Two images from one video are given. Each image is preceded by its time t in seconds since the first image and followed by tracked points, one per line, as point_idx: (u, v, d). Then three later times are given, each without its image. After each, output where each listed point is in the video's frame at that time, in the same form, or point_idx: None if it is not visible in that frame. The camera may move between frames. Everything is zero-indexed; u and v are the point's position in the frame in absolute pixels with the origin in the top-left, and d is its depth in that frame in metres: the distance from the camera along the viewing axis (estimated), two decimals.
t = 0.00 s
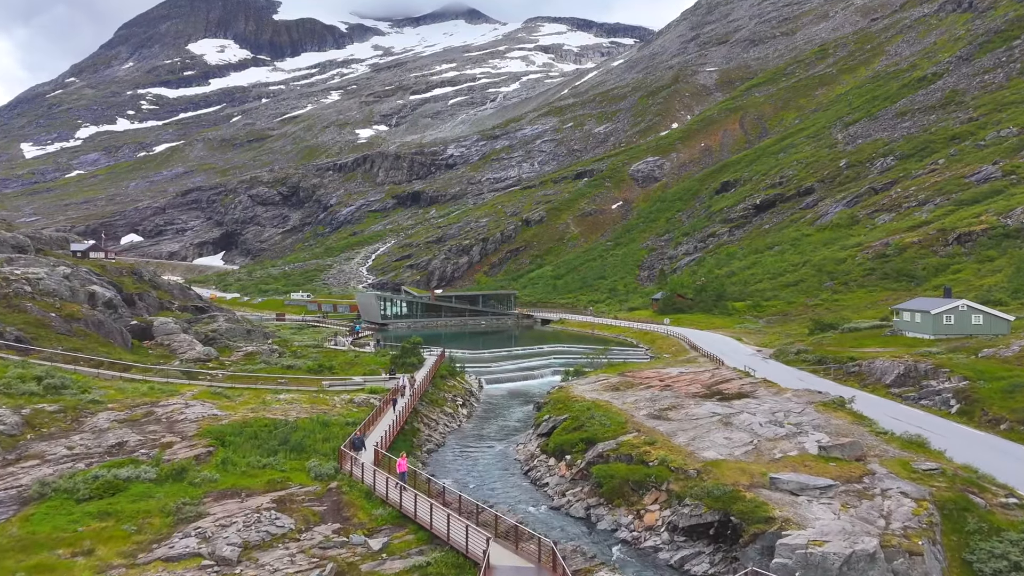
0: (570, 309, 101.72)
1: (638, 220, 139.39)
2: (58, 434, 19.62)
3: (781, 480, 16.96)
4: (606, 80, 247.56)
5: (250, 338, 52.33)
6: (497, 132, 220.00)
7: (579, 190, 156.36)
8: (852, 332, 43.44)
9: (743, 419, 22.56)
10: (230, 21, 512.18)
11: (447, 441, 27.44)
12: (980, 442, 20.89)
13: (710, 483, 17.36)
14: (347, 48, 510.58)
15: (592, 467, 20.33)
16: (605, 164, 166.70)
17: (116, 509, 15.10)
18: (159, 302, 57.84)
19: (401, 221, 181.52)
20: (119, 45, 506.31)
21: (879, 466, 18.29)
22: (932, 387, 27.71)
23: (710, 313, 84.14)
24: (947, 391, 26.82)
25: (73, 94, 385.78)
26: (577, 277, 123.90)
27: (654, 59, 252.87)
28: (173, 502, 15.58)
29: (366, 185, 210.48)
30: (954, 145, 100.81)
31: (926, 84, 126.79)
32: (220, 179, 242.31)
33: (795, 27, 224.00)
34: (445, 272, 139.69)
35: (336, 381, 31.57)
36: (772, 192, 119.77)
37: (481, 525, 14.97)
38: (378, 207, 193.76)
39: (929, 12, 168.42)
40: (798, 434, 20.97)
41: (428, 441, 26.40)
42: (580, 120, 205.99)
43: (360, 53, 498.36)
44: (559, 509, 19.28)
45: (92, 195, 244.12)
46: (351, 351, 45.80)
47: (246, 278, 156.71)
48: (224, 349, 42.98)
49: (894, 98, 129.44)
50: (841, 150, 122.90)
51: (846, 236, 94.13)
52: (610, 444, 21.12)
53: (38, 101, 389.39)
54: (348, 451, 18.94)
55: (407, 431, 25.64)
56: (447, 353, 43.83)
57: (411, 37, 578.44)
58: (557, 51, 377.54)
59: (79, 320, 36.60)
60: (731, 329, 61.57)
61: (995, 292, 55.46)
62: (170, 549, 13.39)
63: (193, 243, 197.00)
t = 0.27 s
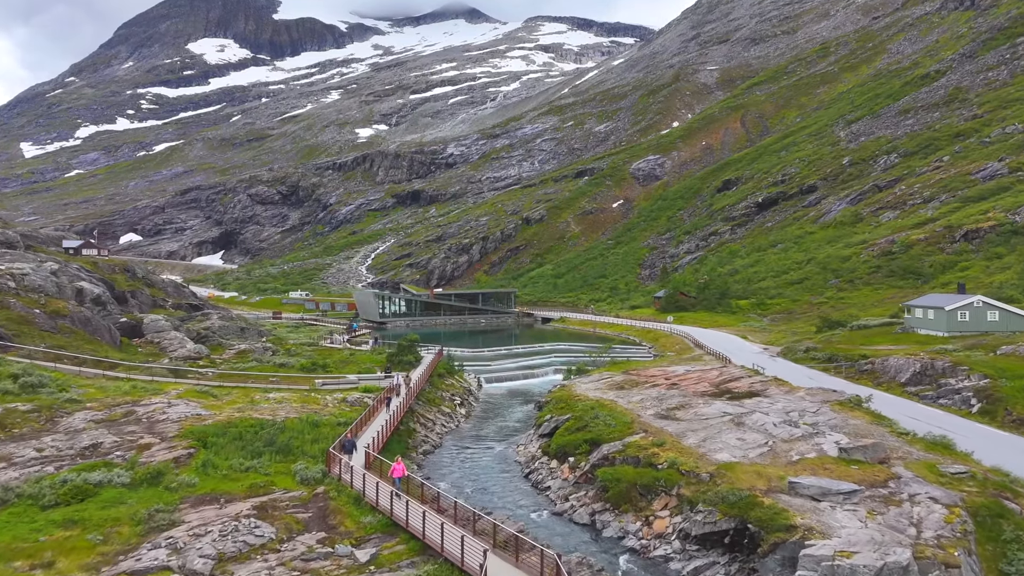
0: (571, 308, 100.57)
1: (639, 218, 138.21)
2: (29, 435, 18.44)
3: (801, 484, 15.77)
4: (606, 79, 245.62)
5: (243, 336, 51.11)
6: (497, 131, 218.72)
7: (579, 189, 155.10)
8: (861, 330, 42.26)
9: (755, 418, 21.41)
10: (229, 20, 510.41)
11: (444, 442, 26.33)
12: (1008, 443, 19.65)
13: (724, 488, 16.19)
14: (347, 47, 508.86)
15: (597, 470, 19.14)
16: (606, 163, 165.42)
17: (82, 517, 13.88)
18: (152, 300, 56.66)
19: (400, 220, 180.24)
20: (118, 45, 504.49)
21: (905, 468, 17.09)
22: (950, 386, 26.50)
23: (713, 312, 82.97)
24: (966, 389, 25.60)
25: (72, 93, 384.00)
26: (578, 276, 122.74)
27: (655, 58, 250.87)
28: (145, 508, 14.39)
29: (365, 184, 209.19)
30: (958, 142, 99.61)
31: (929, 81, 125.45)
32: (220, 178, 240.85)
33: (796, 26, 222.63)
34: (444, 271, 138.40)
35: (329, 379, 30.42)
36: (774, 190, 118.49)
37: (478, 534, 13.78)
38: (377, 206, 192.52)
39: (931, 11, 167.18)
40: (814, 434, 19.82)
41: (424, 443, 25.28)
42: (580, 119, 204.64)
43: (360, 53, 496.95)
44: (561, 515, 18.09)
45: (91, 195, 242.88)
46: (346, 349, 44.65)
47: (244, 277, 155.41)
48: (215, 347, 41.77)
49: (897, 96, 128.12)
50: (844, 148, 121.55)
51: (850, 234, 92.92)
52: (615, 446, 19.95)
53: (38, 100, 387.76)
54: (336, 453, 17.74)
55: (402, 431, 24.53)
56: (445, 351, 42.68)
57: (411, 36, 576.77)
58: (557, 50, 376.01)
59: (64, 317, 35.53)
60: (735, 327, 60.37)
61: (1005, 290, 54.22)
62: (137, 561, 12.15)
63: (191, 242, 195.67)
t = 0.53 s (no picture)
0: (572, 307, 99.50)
1: (640, 217, 137.07)
2: None
3: (823, 491, 14.59)
4: (606, 79, 243.49)
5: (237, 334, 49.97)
6: (497, 130, 217.41)
7: (580, 187, 153.88)
8: (871, 327, 41.06)
9: (770, 419, 20.22)
10: (230, 20, 508.72)
11: (440, 444, 25.18)
12: None
13: (740, 494, 15.00)
14: (347, 47, 507.10)
15: (601, 474, 17.99)
16: (607, 162, 164.21)
17: (41, 527, 12.67)
18: (145, 298, 55.57)
19: (400, 219, 178.99)
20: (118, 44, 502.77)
21: (932, 473, 15.88)
22: (969, 386, 25.28)
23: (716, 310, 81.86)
24: (987, 389, 24.38)
25: (72, 93, 382.51)
26: (579, 274, 121.64)
27: (655, 57, 248.96)
28: (110, 518, 13.22)
29: (365, 183, 208.02)
30: (963, 140, 98.32)
31: (932, 79, 124.14)
32: (219, 177, 239.56)
33: (797, 25, 221.10)
34: (444, 270, 137.22)
35: (322, 378, 29.26)
36: (776, 188, 117.27)
37: (474, 546, 12.54)
38: (377, 205, 191.37)
39: (933, 9, 165.75)
40: (833, 436, 18.61)
41: (419, 445, 24.17)
42: (580, 118, 203.30)
43: (360, 52, 495.12)
44: (563, 522, 16.98)
45: (90, 194, 241.60)
46: (341, 347, 43.53)
47: (243, 276, 154.23)
48: (207, 346, 40.63)
49: (899, 93, 126.82)
50: (847, 146, 120.24)
51: (854, 232, 91.68)
52: (621, 448, 18.83)
53: (37, 100, 385.93)
54: (323, 457, 16.48)
55: (396, 432, 23.38)
56: (443, 349, 41.56)
57: (411, 36, 574.74)
58: (557, 50, 374.54)
59: (49, 314, 34.54)
60: (739, 326, 59.27)
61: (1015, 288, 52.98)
62: None
63: (191, 241, 194.46)
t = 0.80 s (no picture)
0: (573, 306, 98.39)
1: (640, 216, 135.89)
2: None
3: (848, 499, 13.41)
4: (606, 78, 242.47)
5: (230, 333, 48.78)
6: (497, 129, 216.12)
7: (580, 186, 152.64)
8: (882, 325, 39.89)
9: (785, 421, 19.06)
10: (230, 19, 507.17)
11: (436, 446, 24.03)
12: None
13: (761, 503, 13.80)
14: (347, 46, 505.67)
15: (607, 480, 16.82)
16: (607, 160, 162.96)
17: None
18: (137, 296, 54.37)
19: (400, 219, 177.76)
20: (117, 44, 500.88)
21: (964, 479, 14.68)
22: (992, 386, 24.03)
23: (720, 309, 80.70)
24: (1009, 389, 23.19)
25: (72, 92, 380.91)
26: (580, 273, 120.52)
27: (655, 56, 247.31)
28: (68, 530, 12.00)
29: (364, 182, 206.76)
30: (967, 137, 97.07)
31: (935, 77, 122.80)
32: (218, 176, 238.32)
33: (798, 23, 219.65)
34: (444, 269, 135.94)
35: (313, 377, 28.10)
36: (778, 186, 116.02)
37: (469, 562, 11.33)
38: (377, 204, 190.09)
39: (935, 7, 164.44)
40: (852, 440, 17.45)
41: (414, 447, 23.03)
42: (581, 117, 202.00)
43: (360, 51, 493.68)
44: (567, 531, 15.82)
45: (89, 194, 240.27)
46: (336, 346, 42.37)
47: (242, 275, 153.11)
48: (198, 344, 39.48)
49: (902, 91, 125.51)
50: (849, 143, 118.89)
51: (858, 230, 90.44)
52: (628, 452, 17.64)
53: (37, 99, 384.31)
54: (308, 463, 15.22)
55: (389, 434, 22.25)
56: (440, 348, 40.43)
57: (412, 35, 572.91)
58: (558, 49, 373.27)
59: (33, 311, 33.46)
60: (743, 324, 58.11)
61: None
62: None
63: (189, 240, 193.22)
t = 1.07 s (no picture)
0: (574, 305, 97.22)
1: (641, 215, 134.63)
2: None
3: (880, 512, 12.17)
4: (606, 77, 241.10)
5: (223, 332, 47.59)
6: (497, 128, 214.79)
7: (581, 185, 151.41)
8: (893, 324, 38.68)
9: (802, 423, 17.90)
10: (229, 19, 505.63)
11: (432, 450, 22.87)
12: None
13: (781, 517, 12.61)
14: (347, 46, 504.11)
15: (612, 488, 15.64)
16: (608, 159, 161.63)
17: None
18: (129, 294, 53.20)
19: (400, 218, 176.52)
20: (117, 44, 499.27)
21: (1003, 489, 13.41)
22: (1016, 387, 22.78)
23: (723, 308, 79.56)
24: None
25: (71, 92, 379.50)
26: (580, 272, 119.35)
27: (656, 55, 245.70)
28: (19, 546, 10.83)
29: (364, 181, 205.48)
30: (972, 135, 95.72)
31: (937, 74, 121.41)
32: (217, 175, 237.06)
33: (799, 22, 218.08)
34: (443, 268, 134.64)
35: (304, 377, 26.92)
36: (780, 185, 114.75)
37: None
38: (376, 203, 188.76)
39: (938, 5, 162.96)
40: (876, 444, 16.23)
41: (408, 451, 21.85)
42: (581, 116, 200.66)
43: (360, 51, 492.06)
44: (570, 544, 14.62)
45: (89, 193, 238.91)
46: (330, 345, 41.12)
47: (240, 275, 151.99)
48: (188, 343, 38.25)
49: (903, 88, 124.16)
50: (852, 141, 117.53)
51: (862, 228, 89.17)
52: (635, 457, 16.42)
53: (36, 98, 382.58)
54: (290, 470, 14.02)
55: (382, 438, 21.03)
56: (438, 347, 39.22)
57: (412, 34, 571.13)
58: (558, 48, 371.76)
59: (15, 309, 32.35)
60: (747, 323, 56.89)
61: None
62: None
63: (188, 240, 191.94)
